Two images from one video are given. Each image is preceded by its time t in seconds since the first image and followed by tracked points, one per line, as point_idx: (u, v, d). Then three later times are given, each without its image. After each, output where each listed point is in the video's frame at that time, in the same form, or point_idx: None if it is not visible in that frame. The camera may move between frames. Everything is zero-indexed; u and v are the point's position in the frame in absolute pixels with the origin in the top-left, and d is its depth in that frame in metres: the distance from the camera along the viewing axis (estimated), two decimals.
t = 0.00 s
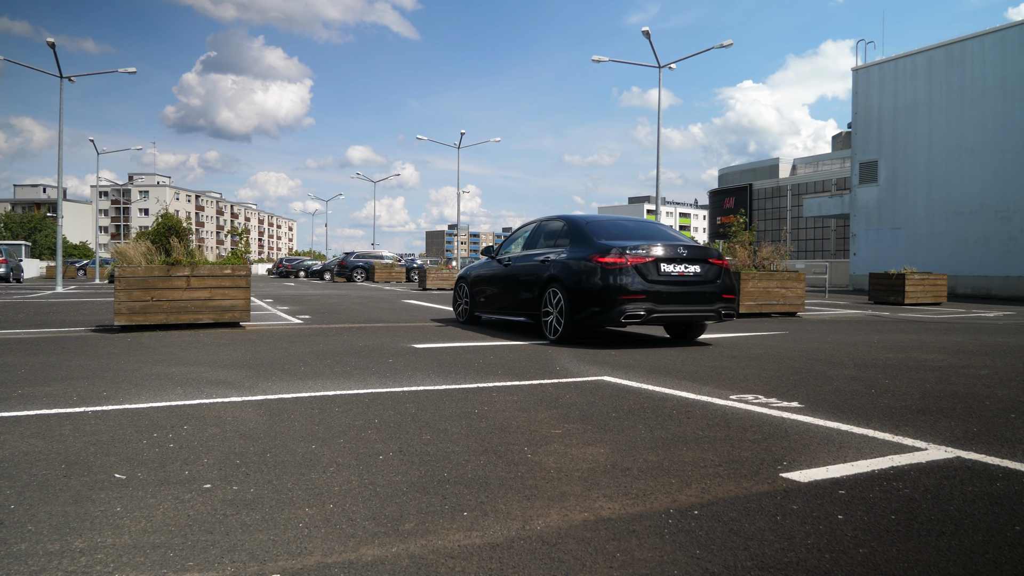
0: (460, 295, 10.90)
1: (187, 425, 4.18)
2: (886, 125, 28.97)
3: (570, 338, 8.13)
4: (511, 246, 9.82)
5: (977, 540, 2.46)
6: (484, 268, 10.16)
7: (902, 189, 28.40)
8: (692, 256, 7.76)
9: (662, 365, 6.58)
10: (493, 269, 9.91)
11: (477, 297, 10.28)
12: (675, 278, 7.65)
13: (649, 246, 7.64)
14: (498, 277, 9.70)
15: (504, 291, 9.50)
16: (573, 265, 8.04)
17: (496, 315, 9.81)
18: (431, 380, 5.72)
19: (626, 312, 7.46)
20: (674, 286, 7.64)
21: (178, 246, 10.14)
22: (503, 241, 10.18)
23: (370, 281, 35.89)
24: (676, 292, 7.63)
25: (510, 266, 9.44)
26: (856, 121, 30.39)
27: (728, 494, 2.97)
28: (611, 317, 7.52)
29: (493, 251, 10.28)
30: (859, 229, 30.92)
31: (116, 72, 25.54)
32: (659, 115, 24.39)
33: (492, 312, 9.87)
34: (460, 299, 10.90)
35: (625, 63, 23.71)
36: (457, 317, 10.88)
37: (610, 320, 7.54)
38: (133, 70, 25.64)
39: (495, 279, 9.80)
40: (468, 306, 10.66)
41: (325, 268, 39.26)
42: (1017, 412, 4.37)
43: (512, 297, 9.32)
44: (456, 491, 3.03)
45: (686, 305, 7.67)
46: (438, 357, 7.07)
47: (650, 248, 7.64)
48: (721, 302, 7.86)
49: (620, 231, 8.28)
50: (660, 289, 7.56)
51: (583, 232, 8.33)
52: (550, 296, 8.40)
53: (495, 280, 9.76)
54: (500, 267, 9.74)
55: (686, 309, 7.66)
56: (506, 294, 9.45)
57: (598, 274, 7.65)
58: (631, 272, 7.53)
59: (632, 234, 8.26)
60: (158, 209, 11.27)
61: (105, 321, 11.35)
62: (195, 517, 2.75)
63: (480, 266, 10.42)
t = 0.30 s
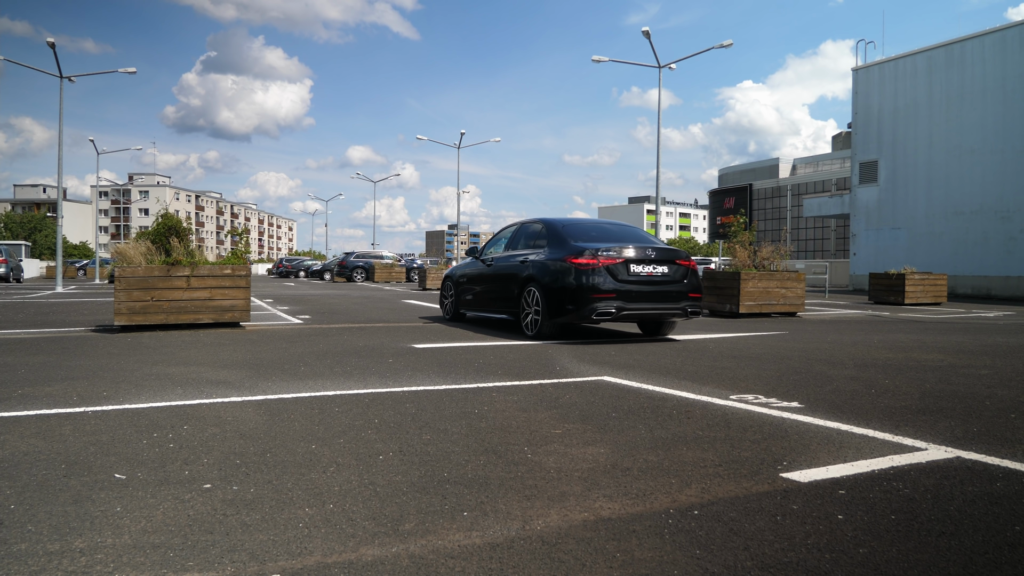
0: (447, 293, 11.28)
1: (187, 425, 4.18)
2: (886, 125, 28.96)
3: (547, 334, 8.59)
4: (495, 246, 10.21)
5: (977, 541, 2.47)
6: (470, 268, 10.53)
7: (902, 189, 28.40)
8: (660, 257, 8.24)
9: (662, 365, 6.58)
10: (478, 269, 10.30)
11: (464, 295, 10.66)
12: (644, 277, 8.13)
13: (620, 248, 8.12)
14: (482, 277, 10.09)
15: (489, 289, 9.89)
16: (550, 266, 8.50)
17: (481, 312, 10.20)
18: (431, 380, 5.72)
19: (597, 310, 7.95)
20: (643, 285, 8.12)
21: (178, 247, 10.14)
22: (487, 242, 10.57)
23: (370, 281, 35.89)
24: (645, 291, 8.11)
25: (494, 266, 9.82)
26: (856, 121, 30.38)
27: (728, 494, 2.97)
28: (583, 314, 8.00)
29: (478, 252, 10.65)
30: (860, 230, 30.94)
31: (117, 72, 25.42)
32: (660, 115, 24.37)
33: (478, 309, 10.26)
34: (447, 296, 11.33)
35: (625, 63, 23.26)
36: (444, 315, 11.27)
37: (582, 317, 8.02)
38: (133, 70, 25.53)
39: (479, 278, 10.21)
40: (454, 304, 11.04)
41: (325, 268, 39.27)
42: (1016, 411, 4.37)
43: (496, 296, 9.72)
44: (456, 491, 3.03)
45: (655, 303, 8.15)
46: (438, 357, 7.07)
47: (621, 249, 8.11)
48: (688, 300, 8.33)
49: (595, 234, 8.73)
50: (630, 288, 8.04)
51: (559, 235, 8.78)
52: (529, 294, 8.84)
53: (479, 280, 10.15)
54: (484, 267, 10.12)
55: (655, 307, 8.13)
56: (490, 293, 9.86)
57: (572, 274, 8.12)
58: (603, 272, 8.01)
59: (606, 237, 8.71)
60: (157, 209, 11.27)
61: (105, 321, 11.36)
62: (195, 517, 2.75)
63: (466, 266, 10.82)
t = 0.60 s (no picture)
0: (434, 292, 11.58)
1: (187, 425, 4.18)
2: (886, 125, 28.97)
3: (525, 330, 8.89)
4: (479, 246, 10.45)
5: (977, 540, 2.47)
6: (455, 267, 10.82)
7: (902, 189, 28.41)
8: (632, 258, 8.54)
9: (662, 365, 6.57)
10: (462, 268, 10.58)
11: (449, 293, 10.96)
12: (616, 277, 8.44)
13: (594, 249, 8.41)
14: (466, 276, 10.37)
15: (471, 288, 10.18)
16: (527, 266, 8.76)
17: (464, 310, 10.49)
18: (431, 380, 5.72)
19: (571, 308, 8.25)
20: (615, 285, 8.42)
21: (178, 247, 10.16)
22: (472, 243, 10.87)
23: (370, 281, 35.89)
24: (617, 291, 8.42)
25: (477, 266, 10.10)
26: (856, 121, 30.38)
27: (728, 494, 2.97)
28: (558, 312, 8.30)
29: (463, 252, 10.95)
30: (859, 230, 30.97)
31: (117, 72, 25.41)
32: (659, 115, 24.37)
33: (462, 307, 10.54)
34: (434, 294, 11.60)
35: (625, 63, 24.29)
36: (432, 313, 11.58)
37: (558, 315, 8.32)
38: (133, 70, 25.55)
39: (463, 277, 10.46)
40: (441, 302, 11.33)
41: (325, 268, 39.24)
42: (1016, 412, 4.37)
43: (478, 294, 10.00)
44: (456, 491, 3.03)
45: (626, 302, 8.45)
46: (438, 357, 7.06)
47: (595, 251, 8.40)
48: (658, 298, 8.65)
49: (571, 235, 9.01)
50: (603, 287, 8.35)
51: (537, 236, 9.03)
52: (509, 293, 9.11)
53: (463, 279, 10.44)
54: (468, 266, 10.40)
55: (626, 305, 8.44)
56: (473, 292, 10.11)
57: (548, 275, 8.40)
58: (577, 273, 8.31)
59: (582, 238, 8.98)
60: (158, 209, 11.27)
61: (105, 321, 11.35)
62: (195, 517, 2.75)
63: (451, 266, 11.12)
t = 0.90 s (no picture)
0: (424, 290, 11.93)
1: (187, 425, 4.18)
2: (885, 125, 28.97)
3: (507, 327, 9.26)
4: (466, 246, 10.77)
5: (977, 541, 2.46)
6: (443, 268, 11.18)
7: (902, 189, 28.42)
8: (608, 258, 8.85)
9: (663, 365, 6.56)
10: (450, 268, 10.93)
11: (437, 292, 11.32)
12: (591, 276, 8.77)
13: (570, 251, 8.73)
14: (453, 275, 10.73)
15: (458, 287, 10.54)
16: (508, 266, 9.11)
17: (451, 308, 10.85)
18: (431, 380, 5.72)
19: (548, 306, 8.60)
20: (590, 284, 8.75)
21: (178, 247, 10.16)
22: (459, 243, 11.21)
23: (370, 281, 35.89)
24: (592, 290, 8.75)
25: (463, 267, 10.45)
26: (856, 121, 30.39)
27: (728, 494, 2.97)
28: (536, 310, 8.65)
29: (452, 252, 11.29)
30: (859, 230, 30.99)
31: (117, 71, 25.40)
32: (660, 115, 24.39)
33: (450, 305, 10.89)
34: (425, 291, 11.95)
35: (625, 63, 25.10)
36: (422, 310, 11.97)
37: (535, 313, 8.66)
38: (132, 70, 25.55)
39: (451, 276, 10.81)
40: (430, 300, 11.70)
41: (325, 268, 39.23)
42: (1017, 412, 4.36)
43: (464, 292, 10.36)
44: (456, 491, 3.03)
45: (602, 300, 8.78)
46: (437, 357, 7.06)
47: (571, 252, 8.73)
48: (632, 297, 8.98)
49: (551, 237, 9.33)
50: (578, 286, 8.69)
51: (518, 238, 9.37)
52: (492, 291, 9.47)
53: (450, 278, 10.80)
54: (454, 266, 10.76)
55: (601, 303, 8.77)
56: (460, 291, 10.45)
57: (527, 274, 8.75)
58: (554, 272, 8.64)
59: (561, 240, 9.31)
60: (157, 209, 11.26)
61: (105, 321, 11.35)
62: (195, 517, 2.75)
63: (441, 265, 11.47)
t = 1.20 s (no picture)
0: (412, 288, 12.12)
1: (187, 425, 4.18)
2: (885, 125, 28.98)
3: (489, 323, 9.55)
4: (454, 245, 10.90)
5: (977, 540, 2.47)
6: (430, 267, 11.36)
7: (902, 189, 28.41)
8: (585, 258, 9.15)
9: (663, 366, 6.56)
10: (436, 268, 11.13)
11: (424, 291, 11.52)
12: (569, 276, 9.07)
13: (549, 251, 9.04)
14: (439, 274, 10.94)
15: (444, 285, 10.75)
16: (490, 266, 9.41)
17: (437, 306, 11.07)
18: (432, 381, 5.72)
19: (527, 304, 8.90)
20: (568, 283, 9.04)
21: (178, 246, 10.16)
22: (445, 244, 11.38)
23: (370, 281, 35.88)
24: (570, 288, 9.04)
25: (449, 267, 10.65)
26: (856, 121, 30.40)
27: (728, 494, 2.97)
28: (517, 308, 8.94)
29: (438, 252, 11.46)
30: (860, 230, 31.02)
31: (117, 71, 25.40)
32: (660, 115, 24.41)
33: (436, 304, 11.10)
34: (413, 290, 12.15)
35: (625, 63, 25.32)
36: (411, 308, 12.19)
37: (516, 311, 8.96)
38: (132, 70, 25.55)
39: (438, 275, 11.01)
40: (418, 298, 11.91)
41: (325, 268, 39.22)
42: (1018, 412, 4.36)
43: (449, 291, 10.60)
44: (456, 491, 3.04)
45: (579, 298, 9.08)
46: (437, 357, 7.06)
47: (550, 252, 9.03)
48: (608, 295, 9.26)
49: (531, 237, 9.61)
50: (556, 285, 8.98)
51: (500, 239, 9.66)
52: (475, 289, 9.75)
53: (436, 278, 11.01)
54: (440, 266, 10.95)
55: (579, 301, 9.05)
56: (445, 290, 10.68)
57: (508, 274, 9.04)
58: (534, 272, 8.95)
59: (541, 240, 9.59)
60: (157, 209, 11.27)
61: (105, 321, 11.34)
62: (195, 517, 2.74)
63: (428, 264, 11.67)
